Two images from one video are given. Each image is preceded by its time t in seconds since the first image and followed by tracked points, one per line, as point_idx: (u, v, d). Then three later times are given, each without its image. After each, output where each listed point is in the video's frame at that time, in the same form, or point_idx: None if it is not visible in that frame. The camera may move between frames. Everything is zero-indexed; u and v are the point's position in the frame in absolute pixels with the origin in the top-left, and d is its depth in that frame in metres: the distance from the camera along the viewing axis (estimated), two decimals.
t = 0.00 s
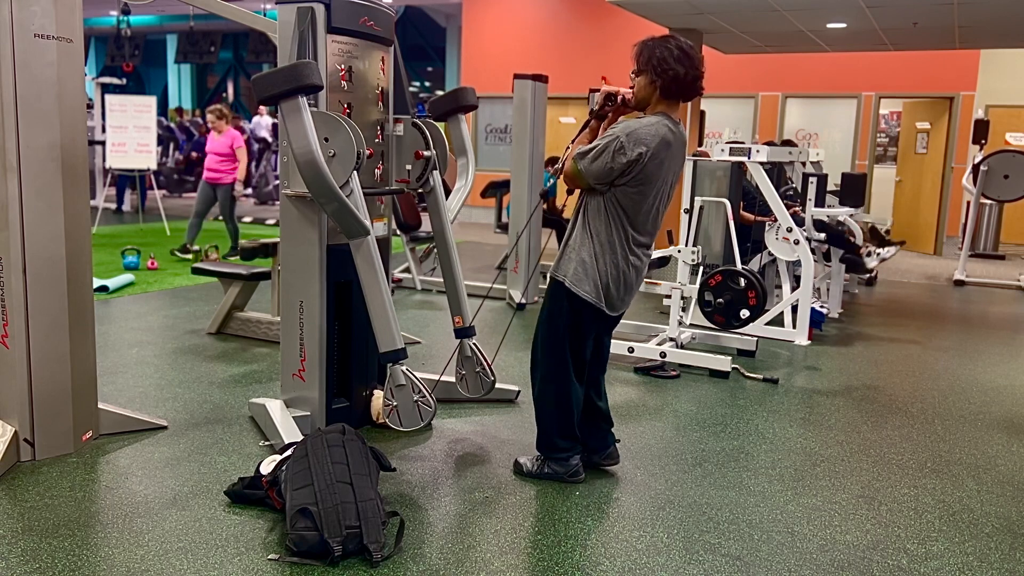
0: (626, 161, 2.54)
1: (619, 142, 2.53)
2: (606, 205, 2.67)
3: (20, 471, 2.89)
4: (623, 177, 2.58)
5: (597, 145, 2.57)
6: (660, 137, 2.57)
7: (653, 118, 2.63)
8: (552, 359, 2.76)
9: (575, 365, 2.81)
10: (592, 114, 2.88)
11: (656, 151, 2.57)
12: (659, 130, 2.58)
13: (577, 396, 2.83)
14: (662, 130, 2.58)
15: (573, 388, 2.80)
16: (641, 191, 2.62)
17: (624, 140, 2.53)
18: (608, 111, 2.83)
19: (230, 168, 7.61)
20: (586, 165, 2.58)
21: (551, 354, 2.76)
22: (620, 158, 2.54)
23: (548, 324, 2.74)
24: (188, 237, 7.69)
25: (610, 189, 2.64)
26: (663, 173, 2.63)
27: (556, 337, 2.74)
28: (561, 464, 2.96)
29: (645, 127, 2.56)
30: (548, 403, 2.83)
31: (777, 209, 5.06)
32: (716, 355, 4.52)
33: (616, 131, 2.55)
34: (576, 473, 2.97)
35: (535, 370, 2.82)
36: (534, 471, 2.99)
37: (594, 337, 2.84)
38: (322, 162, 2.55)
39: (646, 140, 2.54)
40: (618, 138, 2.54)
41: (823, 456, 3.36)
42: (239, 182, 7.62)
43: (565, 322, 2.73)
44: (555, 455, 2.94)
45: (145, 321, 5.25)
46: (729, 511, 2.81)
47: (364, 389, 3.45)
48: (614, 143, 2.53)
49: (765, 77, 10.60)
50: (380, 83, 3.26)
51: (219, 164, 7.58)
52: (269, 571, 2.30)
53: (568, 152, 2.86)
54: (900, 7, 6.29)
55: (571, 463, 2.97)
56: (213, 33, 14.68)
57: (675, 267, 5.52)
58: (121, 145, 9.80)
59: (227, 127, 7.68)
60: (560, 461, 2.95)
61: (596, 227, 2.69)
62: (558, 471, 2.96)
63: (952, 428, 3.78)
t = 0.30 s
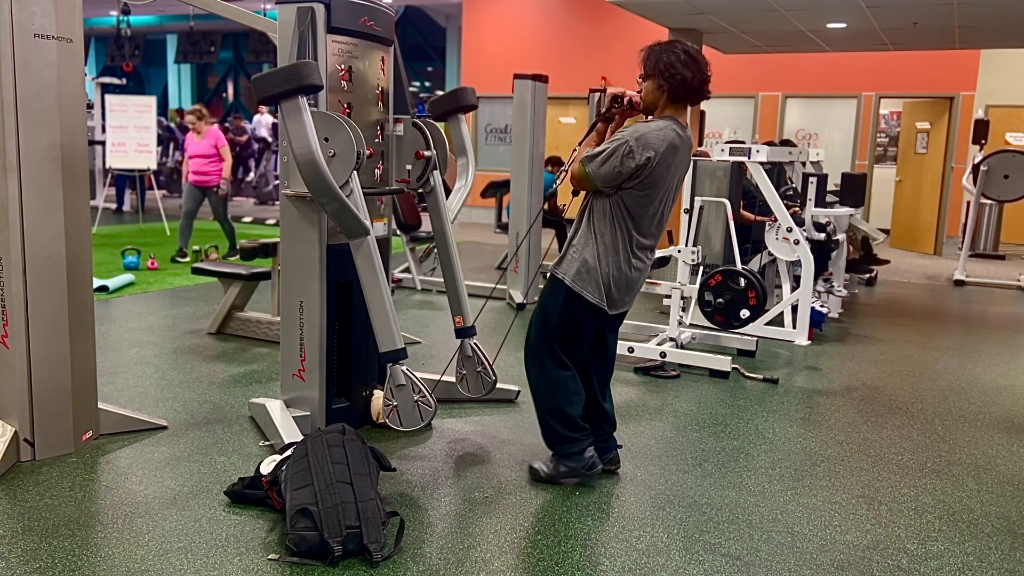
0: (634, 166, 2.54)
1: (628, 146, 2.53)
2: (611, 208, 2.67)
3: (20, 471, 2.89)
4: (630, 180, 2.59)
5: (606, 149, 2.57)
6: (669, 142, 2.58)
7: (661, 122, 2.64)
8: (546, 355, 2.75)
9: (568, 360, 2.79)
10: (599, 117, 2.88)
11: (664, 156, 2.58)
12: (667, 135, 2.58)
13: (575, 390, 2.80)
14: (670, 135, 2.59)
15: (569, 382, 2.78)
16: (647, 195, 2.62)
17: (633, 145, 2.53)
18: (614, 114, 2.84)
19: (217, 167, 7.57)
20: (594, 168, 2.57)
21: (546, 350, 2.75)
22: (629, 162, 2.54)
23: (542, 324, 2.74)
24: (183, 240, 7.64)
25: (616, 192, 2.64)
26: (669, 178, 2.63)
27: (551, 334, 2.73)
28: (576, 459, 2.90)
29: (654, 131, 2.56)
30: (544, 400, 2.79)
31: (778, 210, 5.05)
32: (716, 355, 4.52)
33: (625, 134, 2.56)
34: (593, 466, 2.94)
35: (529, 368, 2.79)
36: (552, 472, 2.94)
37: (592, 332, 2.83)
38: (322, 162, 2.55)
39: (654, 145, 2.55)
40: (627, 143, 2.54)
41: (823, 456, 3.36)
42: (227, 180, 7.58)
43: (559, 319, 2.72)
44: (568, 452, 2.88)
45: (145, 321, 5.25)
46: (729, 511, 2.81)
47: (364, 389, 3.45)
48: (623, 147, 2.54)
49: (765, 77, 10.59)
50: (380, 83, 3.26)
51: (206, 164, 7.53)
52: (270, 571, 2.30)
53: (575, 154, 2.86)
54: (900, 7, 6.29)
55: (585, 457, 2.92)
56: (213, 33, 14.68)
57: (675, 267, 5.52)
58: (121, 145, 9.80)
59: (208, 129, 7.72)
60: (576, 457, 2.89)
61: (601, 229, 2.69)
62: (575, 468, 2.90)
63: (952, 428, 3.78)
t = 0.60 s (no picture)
0: (629, 156, 2.54)
1: (621, 136, 2.53)
2: (610, 203, 2.66)
3: (20, 471, 2.89)
4: (627, 172, 2.58)
5: (600, 142, 2.58)
6: (663, 131, 2.58)
7: (655, 113, 2.64)
8: (560, 361, 2.74)
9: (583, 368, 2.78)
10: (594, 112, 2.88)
11: (659, 145, 2.57)
12: (662, 125, 2.58)
13: (591, 398, 2.80)
14: (664, 124, 2.58)
15: (585, 392, 2.77)
16: (645, 187, 2.62)
17: (628, 135, 2.53)
18: (608, 108, 2.85)
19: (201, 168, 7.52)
20: (590, 162, 2.58)
21: (559, 355, 2.74)
22: (623, 153, 2.54)
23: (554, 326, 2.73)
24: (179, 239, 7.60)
25: (614, 186, 2.63)
26: (666, 168, 2.62)
27: (565, 337, 2.72)
28: (588, 470, 2.89)
29: (647, 121, 2.57)
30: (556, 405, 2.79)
31: (777, 209, 5.06)
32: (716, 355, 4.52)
33: (618, 126, 2.56)
34: (605, 477, 2.91)
35: (544, 373, 2.78)
36: (563, 481, 2.93)
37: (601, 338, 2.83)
38: (322, 162, 2.55)
39: (648, 134, 2.55)
40: (621, 133, 2.54)
41: (823, 456, 3.37)
42: (212, 179, 7.51)
43: (573, 323, 2.71)
44: (582, 463, 2.88)
45: (145, 321, 5.25)
46: (729, 511, 2.81)
47: (364, 389, 3.45)
48: (617, 138, 2.54)
49: (765, 76, 10.59)
50: (380, 83, 3.26)
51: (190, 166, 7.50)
52: (270, 571, 2.30)
53: (572, 152, 2.86)
54: (900, 7, 6.29)
55: (596, 466, 2.90)
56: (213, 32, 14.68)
57: (675, 267, 5.52)
58: (121, 145, 9.80)
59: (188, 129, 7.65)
60: (587, 467, 2.89)
61: (602, 226, 2.68)
62: (586, 477, 2.89)
63: (952, 428, 3.78)
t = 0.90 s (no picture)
0: (628, 160, 2.53)
1: (621, 140, 2.53)
2: (609, 206, 2.66)
3: (20, 471, 2.89)
4: (626, 175, 2.57)
5: (600, 145, 2.58)
6: (665, 136, 2.56)
7: (659, 118, 2.63)
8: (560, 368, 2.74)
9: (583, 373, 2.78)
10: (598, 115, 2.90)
11: (659, 150, 2.56)
12: (663, 129, 2.57)
13: (592, 402, 2.81)
14: (666, 129, 2.57)
15: (585, 397, 2.78)
16: (644, 191, 2.61)
17: (627, 139, 2.53)
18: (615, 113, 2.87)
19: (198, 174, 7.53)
20: (589, 164, 2.58)
21: (560, 361, 2.74)
22: (622, 157, 2.53)
23: (556, 331, 2.72)
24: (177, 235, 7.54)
25: (614, 189, 2.63)
26: (667, 173, 2.61)
27: (565, 341, 2.72)
28: (589, 473, 2.89)
29: (649, 126, 2.56)
30: (557, 408, 2.79)
31: (777, 209, 5.05)
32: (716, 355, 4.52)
33: (619, 130, 2.56)
34: (607, 480, 2.90)
35: (545, 375, 2.78)
36: (564, 481, 2.93)
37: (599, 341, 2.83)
38: (322, 163, 2.55)
39: (649, 138, 2.54)
40: (621, 137, 2.54)
41: (823, 456, 3.36)
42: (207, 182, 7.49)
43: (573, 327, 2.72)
44: (583, 464, 2.88)
45: (145, 321, 5.25)
46: (729, 511, 2.81)
47: (364, 389, 3.45)
48: (617, 142, 2.53)
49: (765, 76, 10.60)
50: (380, 83, 3.26)
51: (186, 172, 7.52)
52: (270, 571, 2.30)
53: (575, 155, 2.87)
54: (900, 7, 6.29)
55: (600, 470, 2.90)
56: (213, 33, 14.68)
57: (675, 267, 5.52)
58: (121, 145, 9.80)
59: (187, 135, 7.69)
60: (588, 470, 2.88)
61: (599, 228, 2.68)
62: (587, 480, 2.89)
63: (952, 428, 3.78)
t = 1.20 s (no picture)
0: (636, 167, 2.54)
1: (629, 147, 2.53)
2: (614, 211, 2.66)
3: (19, 471, 2.89)
4: (633, 182, 2.58)
5: (608, 151, 2.57)
6: (671, 143, 2.58)
7: (664, 123, 2.63)
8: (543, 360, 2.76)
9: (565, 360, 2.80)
10: (603, 118, 2.90)
11: (666, 157, 2.57)
12: (669, 137, 2.58)
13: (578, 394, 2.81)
14: (672, 137, 2.58)
15: (569, 383, 2.79)
16: (650, 197, 2.62)
17: (636, 147, 2.53)
18: (619, 115, 2.86)
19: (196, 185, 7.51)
20: (597, 170, 2.57)
21: (543, 354, 2.76)
22: (630, 164, 2.54)
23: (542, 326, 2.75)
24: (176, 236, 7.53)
25: (619, 195, 2.64)
26: (672, 179, 2.63)
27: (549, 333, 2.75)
28: (582, 459, 2.89)
29: (656, 132, 2.56)
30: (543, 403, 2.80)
31: (777, 209, 5.05)
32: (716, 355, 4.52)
33: (627, 136, 2.56)
34: (598, 464, 2.91)
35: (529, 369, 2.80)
36: (558, 476, 2.94)
37: (595, 334, 2.81)
38: (322, 162, 2.55)
39: (656, 146, 2.55)
40: (629, 144, 2.54)
41: (822, 456, 3.37)
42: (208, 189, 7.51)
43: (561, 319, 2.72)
44: (575, 453, 2.88)
45: (145, 321, 5.25)
46: (729, 511, 2.81)
47: (364, 389, 3.45)
48: (625, 149, 2.54)
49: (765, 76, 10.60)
50: (380, 83, 3.26)
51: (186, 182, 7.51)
52: (270, 571, 2.30)
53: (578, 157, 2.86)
54: (900, 7, 6.29)
55: (591, 455, 2.90)
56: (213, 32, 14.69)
57: (675, 267, 5.52)
58: (121, 145, 9.80)
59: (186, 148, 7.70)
60: (580, 456, 2.88)
61: (604, 232, 2.69)
62: (581, 467, 2.89)
63: (952, 428, 3.78)
